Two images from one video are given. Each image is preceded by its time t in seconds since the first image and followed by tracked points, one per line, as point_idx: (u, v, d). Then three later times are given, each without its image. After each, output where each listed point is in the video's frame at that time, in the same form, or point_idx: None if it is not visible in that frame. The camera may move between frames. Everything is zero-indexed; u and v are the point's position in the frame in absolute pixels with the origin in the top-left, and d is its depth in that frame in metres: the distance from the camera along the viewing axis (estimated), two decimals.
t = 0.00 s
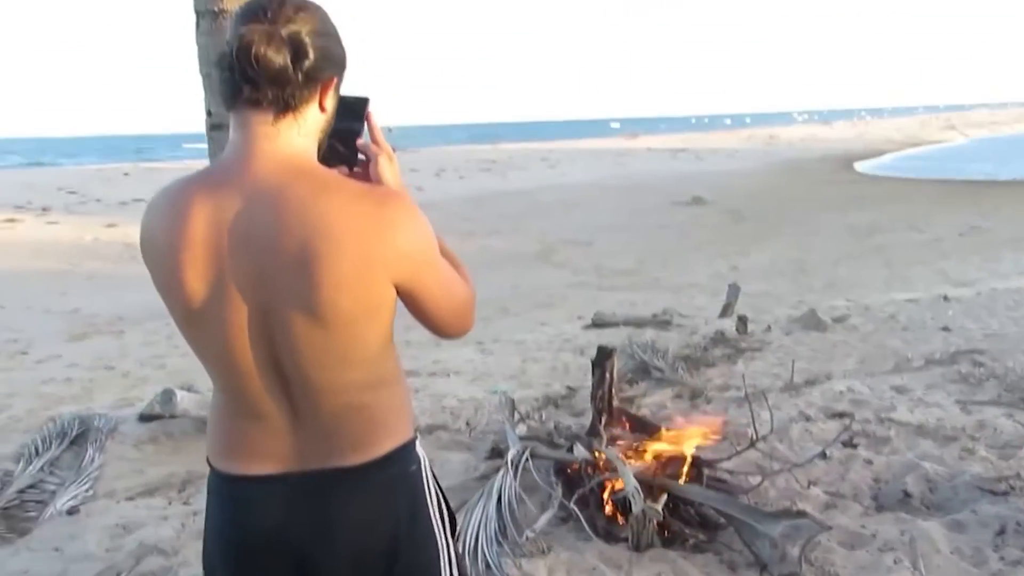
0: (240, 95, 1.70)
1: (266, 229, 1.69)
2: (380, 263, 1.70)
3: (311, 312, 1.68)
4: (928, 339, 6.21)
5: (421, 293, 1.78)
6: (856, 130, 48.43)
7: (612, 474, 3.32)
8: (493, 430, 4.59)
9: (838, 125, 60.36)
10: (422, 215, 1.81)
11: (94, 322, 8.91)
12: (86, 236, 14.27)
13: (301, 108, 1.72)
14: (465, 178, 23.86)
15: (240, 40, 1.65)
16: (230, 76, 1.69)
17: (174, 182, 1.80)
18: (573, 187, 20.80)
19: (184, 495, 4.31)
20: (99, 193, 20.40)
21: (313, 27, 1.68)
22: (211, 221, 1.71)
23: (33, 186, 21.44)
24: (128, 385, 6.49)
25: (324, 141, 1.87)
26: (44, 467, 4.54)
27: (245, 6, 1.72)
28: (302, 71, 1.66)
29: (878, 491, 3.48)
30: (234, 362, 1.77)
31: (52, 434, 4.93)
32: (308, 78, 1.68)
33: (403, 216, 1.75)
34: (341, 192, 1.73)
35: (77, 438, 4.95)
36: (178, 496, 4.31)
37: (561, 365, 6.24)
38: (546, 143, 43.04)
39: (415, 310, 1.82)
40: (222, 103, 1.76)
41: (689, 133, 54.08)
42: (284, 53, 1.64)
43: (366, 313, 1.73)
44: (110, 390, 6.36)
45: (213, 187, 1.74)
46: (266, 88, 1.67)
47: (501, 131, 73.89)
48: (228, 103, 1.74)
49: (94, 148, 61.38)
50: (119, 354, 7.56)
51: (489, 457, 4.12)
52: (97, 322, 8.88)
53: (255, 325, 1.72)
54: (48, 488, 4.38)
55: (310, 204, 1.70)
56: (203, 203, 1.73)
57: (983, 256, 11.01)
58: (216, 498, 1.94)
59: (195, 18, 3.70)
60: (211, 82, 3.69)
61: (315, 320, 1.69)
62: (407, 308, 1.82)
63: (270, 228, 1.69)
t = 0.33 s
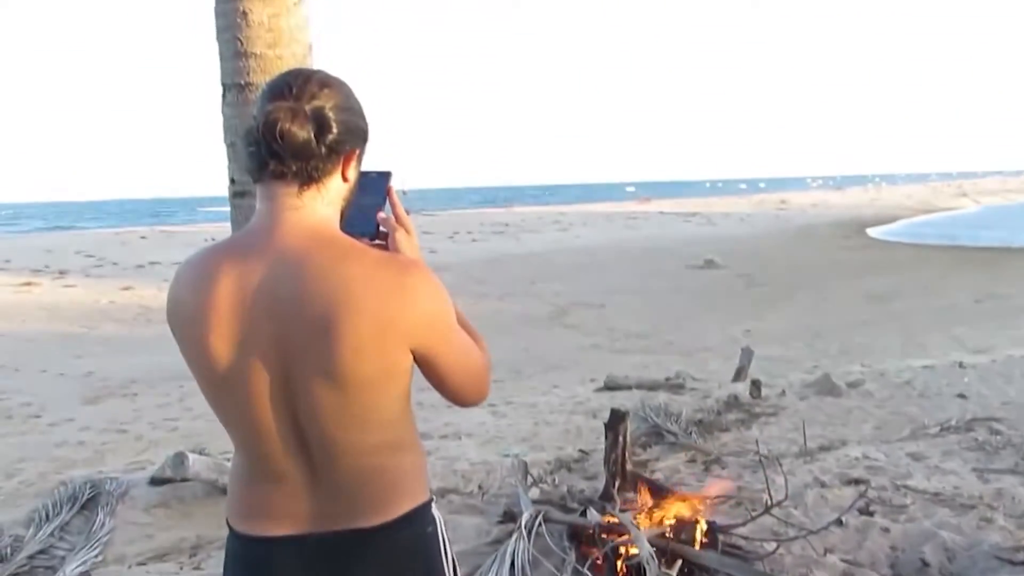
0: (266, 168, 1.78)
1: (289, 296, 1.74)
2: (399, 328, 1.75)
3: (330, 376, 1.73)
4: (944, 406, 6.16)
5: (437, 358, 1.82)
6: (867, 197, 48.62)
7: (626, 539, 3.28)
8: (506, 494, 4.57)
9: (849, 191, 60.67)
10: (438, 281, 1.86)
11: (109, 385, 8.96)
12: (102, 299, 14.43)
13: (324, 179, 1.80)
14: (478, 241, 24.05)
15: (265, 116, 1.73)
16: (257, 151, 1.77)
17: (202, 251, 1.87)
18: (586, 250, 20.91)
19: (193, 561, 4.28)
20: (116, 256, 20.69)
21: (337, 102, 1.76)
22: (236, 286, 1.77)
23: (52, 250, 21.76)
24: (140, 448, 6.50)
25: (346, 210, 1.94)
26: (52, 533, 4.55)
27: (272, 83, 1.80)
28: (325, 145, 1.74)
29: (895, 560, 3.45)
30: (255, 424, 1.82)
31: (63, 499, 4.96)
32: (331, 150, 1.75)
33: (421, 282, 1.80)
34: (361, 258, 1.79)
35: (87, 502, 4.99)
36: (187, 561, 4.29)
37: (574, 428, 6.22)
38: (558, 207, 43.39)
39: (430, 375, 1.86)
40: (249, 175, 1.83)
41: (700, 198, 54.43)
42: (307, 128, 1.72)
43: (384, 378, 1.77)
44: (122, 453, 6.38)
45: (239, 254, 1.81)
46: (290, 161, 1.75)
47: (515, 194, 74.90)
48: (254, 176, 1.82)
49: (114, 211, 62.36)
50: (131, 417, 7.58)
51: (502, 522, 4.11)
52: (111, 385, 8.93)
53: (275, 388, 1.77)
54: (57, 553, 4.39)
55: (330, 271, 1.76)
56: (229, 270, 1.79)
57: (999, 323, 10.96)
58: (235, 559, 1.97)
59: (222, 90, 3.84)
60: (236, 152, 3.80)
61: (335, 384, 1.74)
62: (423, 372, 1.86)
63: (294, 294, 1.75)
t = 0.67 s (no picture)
0: (275, 165, 1.81)
1: (297, 291, 1.78)
2: (404, 324, 1.78)
3: (337, 372, 1.77)
4: (941, 414, 6.21)
5: (442, 356, 1.85)
6: (865, 209, 48.72)
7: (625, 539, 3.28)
8: (505, 493, 4.58)
9: (849, 200, 60.76)
10: (445, 279, 1.89)
11: (107, 385, 8.97)
12: (100, 301, 14.45)
13: (332, 177, 1.83)
14: (477, 245, 24.08)
15: (275, 114, 1.76)
16: (266, 149, 1.81)
17: (212, 246, 1.91)
18: (585, 254, 20.97)
19: (196, 559, 4.05)
20: (115, 258, 20.72)
21: (347, 100, 1.79)
22: (243, 282, 1.81)
23: (50, 252, 21.76)
24: (138, 448, 6.52)
25: (354, 207, 1.97)
26: (52, 532, 4.38)
27: (283, 81, 1.84)
28: (334, 142, 1.77)
29: (893, 562, 3.49)
30: (262, 418, 1.85)
31: (63, 497, 4.84)
32: (339, 148, 1.79)
33: (427, 279, 1.83)
34: (368, 256, 1.82)
35: (87, 502, 4.83)
36: (190, 558, 4.09)
37: (572, 430, 6.24)
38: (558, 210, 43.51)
39: (435, 373, 1.88)
40: (259, 173, 1.87)
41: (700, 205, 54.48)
42: (316, 126, 1.75)
43: (389, 373, 1.80)
44: (120, 452, 6.40)
45: (248, 250, 1.84)
46: (298, 158, 1.78)
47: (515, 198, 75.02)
48: (264, 173, 1.86)
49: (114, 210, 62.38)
50: (130, 417, 7.59)
51: (502, 520, 4.12)
52: (109, 385, 8.95)
53: (282, 384, 1.80)
54: (56, 552, 4.22)
55: (337, 268, 1.79)
56: (237, 265, 1.82)
57: (996, 333, 11.03)
58: (242, 549, 2.00)
59: (228, 90, 3.87)
60: (241, 151, 3.84)
61: (341, 380, 1.77)
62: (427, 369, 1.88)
63: (302, 289, 1.78)
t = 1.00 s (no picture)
0: (275, 93, 1.79)
1: (299, 220, 1.76)
2: (407, 254, 1.77)
3: (340, 303, 1.76)
4: (936, 352, 6.27)
5: (445, 289, 1.84)
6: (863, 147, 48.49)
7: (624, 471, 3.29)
8: (504, 428, 4.62)
9: (849, 138, 60.20)
10: (448, 211, 1.87)
11: (104, 321, 8.98)
12: (95, 236, 14.39)
13: (333, 106, 1.80)
14: (473, 182, 23.90)
15: (276, 40, 1.75)
16: (266, 76, 1.79)
17: (212, 176, 1.89)
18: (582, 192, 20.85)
19: (198, 490, 4.09)
20: (108, 193, 20.56)
21: (346, 26, 1.77)
22: (243, 212, 1.79)
23: (42, 187, 21.57)
24: (138, 383, 6.57)
25: (356, 138, 1.94)
26: (55, 466, 4.42)
27: (282, 6, 1.81)
28: (334, 69, 1.75)
29: (885, 495, 3.57)
30: (266, 349, 1.85)
31: (63, 432, 4.87)
32: (340, 74, 1.76)
33: (430, 211, 1.81)
34: (371, 187, 1.80)
35: (87, 436, 4.86)
36: (192, 490, 4.11)
37: (569, 367, 6.29)
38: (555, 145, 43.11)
39: (438, 305, 1.87)
40: (259, 102, 1.85)
41: (700, 143, 53.98)
42: (316, 51, 1.73)
43: (393, 305, 1.80)
44: (120, 388, 6.44)
45: (249, 180, 1.81)
46: (298, 85, 1.76)
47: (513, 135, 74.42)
48: (264, 102, 1.84)
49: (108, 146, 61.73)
50: (128, 352, 7.63)
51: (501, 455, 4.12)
52: (106, 321, 8.96)
53: (284, 315, 1.80)
54: (60, 485, 4.26)
55: (339, 199, 1.77)
56: (237, 195, 1.80)
57: (991, 273, 11.06)
58: (249, 480, 2.03)
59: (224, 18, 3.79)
60: (239, 80, 3.77)
61: (344, 311, 1.77)
62: (430, 302, 1.88)
63: (304, 218, 1.76)
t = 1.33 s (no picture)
0: (260, 82, 1.78)
1: (286, 210, 1.75)
2: (395, 245, 1.75)
3: (326, 293, 1.75)
4: (925, 341, 6.29)
5: (434, 280, 1.83)
6: (853, 136, 48.58)
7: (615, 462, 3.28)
8: (495, 418, 4.61)
9: (839, 128, 60.28)
10: (438, 201, 1.86)
11: (93, 309, 8.93)
12: (83, 223, 14.29)
13: (319, 93, 1.79)
14: (464, 170, 23.82)
15: (259, 28, 1.73)
16: (252, 63, 1.77)
17: (200, 165, 1.87)
18: (573, 180, 20.82)
19: (189, 479, 4.07)
20: (96, 179, 20.41)
21: (333, 12, 1.75)
22: (229, 200, 1.77)
23: (29, 174, 21.39)
24: (126, 372, 6.54)
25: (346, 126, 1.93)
26: (44, 454, 4.39)
27: None
28: (319, 56, 1.73)
29: (874, 484, 3.59)
30: (253, 338, 1.84)
31: (52, 421, 4.84)
32: (326, 61, 1.74)
33: (418, 201, 1.79)
34: (360, 176, 1.78)
35: (77, 425, 4.83)
36: (183, 479, 4.10)
37: (560, 357, 6.28)
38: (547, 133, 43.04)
39: (427, 296, 1.86)
40: (245, 90, 1.83)
41: (690, 132, 53.94)
42: (299, 38, 1.71)
43: (382, 295, 1.78)
44: (108, 376, 6.41)
45: (236, 168, 1.80)
46: (282, 73, 1.74)
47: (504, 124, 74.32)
48: (251, 90, 1.82)
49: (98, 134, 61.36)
50: (117, 341, 7.59)
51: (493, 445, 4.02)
52: (95, 309, 8.91)
53: (272, 304, 1.79)
54: (48, 474, 4.23)
55: (327, 188, 1.75)
56: (224, 184, 1.79)
57: (979, 262, 11.09)
58: (238, 469, 2.02)
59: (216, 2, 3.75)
60: (229, 66, 3.73)
61: (331, 302, 1.75)
62: (420, 293, 1.86)
63: (291, 208, 1.75)
